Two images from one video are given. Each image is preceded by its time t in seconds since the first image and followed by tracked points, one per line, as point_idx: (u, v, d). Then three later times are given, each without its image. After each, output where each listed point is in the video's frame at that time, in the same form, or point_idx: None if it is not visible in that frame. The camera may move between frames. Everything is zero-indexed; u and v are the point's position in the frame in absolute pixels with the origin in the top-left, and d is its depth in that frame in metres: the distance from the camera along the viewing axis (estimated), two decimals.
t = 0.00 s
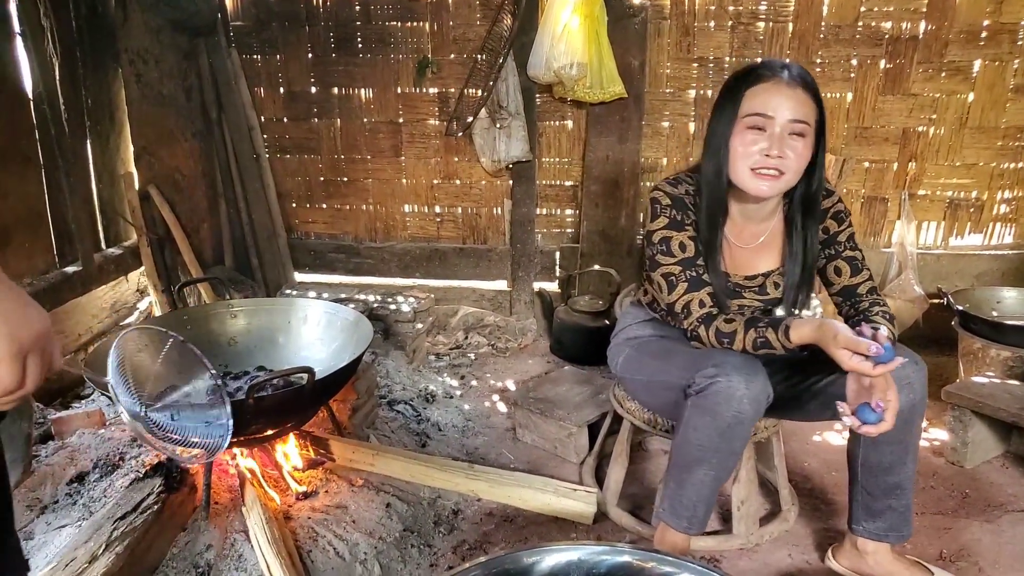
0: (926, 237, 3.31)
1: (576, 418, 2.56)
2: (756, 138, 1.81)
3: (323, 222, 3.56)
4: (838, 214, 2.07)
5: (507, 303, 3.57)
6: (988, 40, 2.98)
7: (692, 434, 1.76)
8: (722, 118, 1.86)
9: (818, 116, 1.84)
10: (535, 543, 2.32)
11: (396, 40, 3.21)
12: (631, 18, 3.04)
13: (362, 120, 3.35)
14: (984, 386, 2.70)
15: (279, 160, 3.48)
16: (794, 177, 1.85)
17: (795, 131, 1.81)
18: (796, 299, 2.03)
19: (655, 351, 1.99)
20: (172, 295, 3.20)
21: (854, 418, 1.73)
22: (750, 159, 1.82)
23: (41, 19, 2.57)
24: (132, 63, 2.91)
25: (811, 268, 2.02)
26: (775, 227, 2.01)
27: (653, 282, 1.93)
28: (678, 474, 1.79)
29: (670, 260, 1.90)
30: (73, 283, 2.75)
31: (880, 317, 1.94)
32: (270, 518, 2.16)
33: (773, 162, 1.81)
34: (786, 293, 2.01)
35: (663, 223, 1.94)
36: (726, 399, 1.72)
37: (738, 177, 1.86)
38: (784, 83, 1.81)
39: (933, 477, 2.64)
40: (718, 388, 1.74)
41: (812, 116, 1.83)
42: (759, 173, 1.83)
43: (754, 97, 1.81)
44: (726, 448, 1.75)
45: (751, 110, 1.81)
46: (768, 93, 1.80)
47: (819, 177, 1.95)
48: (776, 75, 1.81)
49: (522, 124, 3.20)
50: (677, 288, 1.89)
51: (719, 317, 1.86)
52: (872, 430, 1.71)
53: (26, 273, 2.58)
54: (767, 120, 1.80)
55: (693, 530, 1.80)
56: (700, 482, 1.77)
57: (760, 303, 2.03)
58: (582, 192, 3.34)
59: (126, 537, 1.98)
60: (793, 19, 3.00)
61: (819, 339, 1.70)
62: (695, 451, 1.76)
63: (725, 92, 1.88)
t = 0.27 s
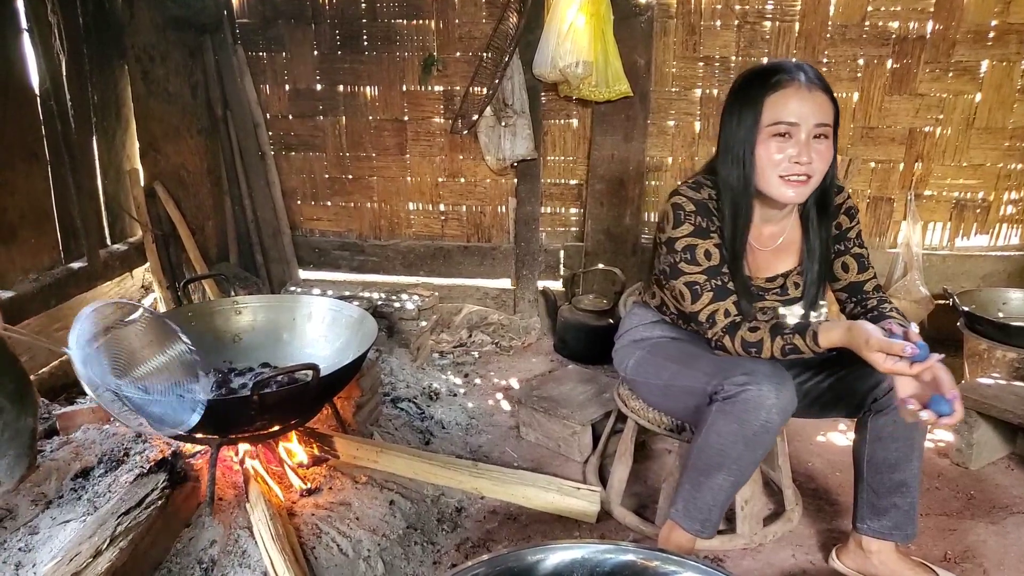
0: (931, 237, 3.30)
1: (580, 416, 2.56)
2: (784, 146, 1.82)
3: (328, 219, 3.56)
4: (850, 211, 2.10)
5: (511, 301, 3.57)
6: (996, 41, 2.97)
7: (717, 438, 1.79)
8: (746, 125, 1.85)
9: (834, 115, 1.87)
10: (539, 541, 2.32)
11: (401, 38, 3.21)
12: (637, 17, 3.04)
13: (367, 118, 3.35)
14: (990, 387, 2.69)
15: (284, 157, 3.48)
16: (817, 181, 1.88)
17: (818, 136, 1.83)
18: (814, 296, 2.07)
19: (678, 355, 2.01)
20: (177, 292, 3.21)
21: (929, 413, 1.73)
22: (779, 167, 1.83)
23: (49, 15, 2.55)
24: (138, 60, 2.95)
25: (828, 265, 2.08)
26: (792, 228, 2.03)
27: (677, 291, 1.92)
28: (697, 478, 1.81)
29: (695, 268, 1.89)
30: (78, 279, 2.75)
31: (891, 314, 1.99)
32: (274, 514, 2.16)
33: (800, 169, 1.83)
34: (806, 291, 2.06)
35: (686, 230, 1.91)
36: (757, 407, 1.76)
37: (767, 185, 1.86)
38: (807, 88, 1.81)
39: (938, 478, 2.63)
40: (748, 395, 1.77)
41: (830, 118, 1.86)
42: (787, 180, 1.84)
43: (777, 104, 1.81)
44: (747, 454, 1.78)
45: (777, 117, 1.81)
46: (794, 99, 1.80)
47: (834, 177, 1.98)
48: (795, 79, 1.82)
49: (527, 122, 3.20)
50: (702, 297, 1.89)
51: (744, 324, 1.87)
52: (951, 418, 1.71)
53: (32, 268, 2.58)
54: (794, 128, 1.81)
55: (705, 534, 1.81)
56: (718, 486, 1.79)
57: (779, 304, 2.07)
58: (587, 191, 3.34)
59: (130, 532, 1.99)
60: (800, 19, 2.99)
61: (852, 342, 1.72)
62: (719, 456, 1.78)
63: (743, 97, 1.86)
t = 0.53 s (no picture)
0: (934, 236, 3.30)
1: (582, 414, 2.56)
2: (793, 148, 1.82)
3: (330, 217, 3.56)
4: (857, 208, 2.10)
5: (513, 299, 3.58)
6: (1000, 39, 2.96)
7: (729, 438, 1.79)
8: (754, 128, 1.85)
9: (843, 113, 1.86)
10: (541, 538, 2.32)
11: (404, 36, 3.20)
12: (640, 15, 3.03)
13: (369, 115, 3.35)
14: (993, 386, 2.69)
15: (287, 154, 3.48)
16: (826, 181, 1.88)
17: (827, 136, 1.83)
18: (824, 293, 2.09)
19: (689, 354, 2.00)
20: (179, 289, 3.21)
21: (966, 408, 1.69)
22: (788, 170, 1.83)
23: (51, 13, 2.52)
24: (141, 57, 2.94)
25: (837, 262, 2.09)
26: (802, 227, 2.04)
27: (690, 293, 1.91)
28: (707, 478, 1.82)
29: (708, 270, 1.88)
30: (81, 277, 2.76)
31: (899, 311, 2.00)
32: (277, 511, 2.17)
33: (809, 171, 1.83)
34: (816, 288, 2.08)
35: (699, 231, 1.90)
36: (771, 409, 1.76)
37: (776, 187, 1.87)
38: (816, 88, 1.80)
39: (939, 476, 2.63)
40: (763, 397, 1.77)
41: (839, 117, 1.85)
42: (796, 182, 1.84)
43: (785, 106, 1.81)
44: (759, 456, 1.79)
45: (785, 119, 1.81)
46: (802, 101, 1.80)
47: (843, 174, 1.98)
48: (804, 80, 1.81)
49: (530, 120, 3.20)
50: (715, 298, 1.88)
51: (757, 325, 1.86)
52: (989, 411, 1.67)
53: (35, 266, 2.58)
54: (802, 130, 1.80)
55: (711, 534, 1.83)
56: (727, 487, 1.80)
57: (789, 302, 2.08)
58: (590, 189, 3.34)
59: (134, 529, 1.99)
60: (803, 17, 2.98)
61: (868, 348, 1.71)
62: (730, 456, 1.79)
63: (751, 98, 1.86)
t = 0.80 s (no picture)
0: (939, 235, 3.29)
1: (586, 411, 2.56)
2: (796, 143, 1.82)
3: (334, 213, 3.57)
4: (862, 207, 2.10)
5: (516, 296, 3.58)
6: (1007, 38, 2.94)
7: (723, 434, 1.79)
8: (759, 121, 1.84)
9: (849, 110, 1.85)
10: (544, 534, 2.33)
11: (409, 31, 3.20)
12: (646, 12, 3.03)
13: (374, 111, 3.35)
14: (997, 385, 2.68)
15: (291, 150, 3.48)
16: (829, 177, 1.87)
17: (832, 132, 1.82)
18: (826, 290, 2.07)
19: (686, 351, 2.01)
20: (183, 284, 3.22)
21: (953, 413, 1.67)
22: (791, 164, 1.83)
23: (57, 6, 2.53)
24: (146, 51, 2.90)
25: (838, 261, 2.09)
26: (805, 223, 2.04)
27: (686, 283, 1.93)
28: (704, 474, 1.83)
29: (706, 261, 1.90)
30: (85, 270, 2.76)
31: (901, 310, 1.98)
32: (281, 506, 2.17)
33: (811, 166, 1.82)
34: (817, 285, 2.06)
35: (698, 221, 1.92)
36: (763, 403, 1.76)
37: (778, 181, 1.86)
38: (822, 84, 1.80)
39: (943, 476, 2.62)
40: (753, 391, 1.77)
41: (845, 114, 1.84)
42: (797, 177, 1.84)
43: (790, 101, 1.80)
44: (754, 450, 1.79)
45: (790, 114, 1.80)
46: (808, 96, 1.79)
47: (848, 171, 1.98)
48: (811, 75, 1.80)
49: (535, 117, 3.20)
50: (711, 290, 1.89)
51: (753, 318, 1.86)
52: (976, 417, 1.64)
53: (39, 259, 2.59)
54: (807, 124, 1.80)
55: (712, 530, 1.84)
56: (726, 483, 1.81)
57: (791, 298, 2.07)
58: (594, 186, 3.33)
59: (139, 521, 2.00)
60: (809, 15, 2.98)
61: (860, 344, 1.70)
62: (726, 452, 1.79)
63: (757, 93, 1.86)
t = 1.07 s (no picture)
0: (961, 231, 3.25)
1: (603, 407, 2.56)
2: (812, 134, 1.81)
3: (352, 209, 3.58)
4: (881, 203, 2.07)
5: (533, 293, 3.56)
6: None
7: (730, 430, 1.78)
8: (774, 113, 1.83)
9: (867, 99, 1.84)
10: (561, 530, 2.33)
11: (426, 28, 3.20)
12: (664, 7, 3.01)
13: (391, 108, 3.36)
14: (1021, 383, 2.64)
15: (309, 147, 3.50)
16: (846, 169, 1.86)
17: (848, 123, 1.81)
18: (842, 285, 2.04)
19: (693, 347, 2.01)
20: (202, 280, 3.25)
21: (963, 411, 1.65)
22: (806, 156, 1.82)
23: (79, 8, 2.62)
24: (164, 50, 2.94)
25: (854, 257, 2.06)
26: (822, 217, 2.02)
27: (697, 273, 1.93)
28: (714, 471, 1.81)
29: (717, 251, 1.90)
30: (107, 266, 2.80)
31: (917, 307, 1.96)
32: (300, 499, 2.19)
33: (828, 158, 1.81)
34: (833, 280, 2.03)
35: (712, 212, 1.92)
36: (767, 396, 1.75)
37: (794, 173, 1.86)
38: (838, 74, 1.79)
39: (966, 474, 2.59)
40: (755, 385, 1.76)
41: (862, 105, 1.83)
42: (813, 168, 1.83)
43: (805, 92, 1.79)
44: (762, 445, 1.77)
45: (806, 105, 1.80)
46: (823, 87, 1.78)
47: (866, 163, 1.96)
48: (827, 66, 1.79)
49: (552, 113, 3.19)
50: (720, 281, 1.89)
51: (759, 311, 1.86)
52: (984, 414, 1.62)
53: (62, 255, 2.63)
54: (823, 115, 1.79)
55: (726, 527, 1.82)
56: (736, 479, 1.79)
57: (807, 293, 2.05)
58: (612, 182, 3.32)
59: (161, 514, 2.02)
60: (830, 8, 2.94)
61: (866, 339, 1.69)
62: (734, 447, 1.78)
63: (774, 85, 1.84)
